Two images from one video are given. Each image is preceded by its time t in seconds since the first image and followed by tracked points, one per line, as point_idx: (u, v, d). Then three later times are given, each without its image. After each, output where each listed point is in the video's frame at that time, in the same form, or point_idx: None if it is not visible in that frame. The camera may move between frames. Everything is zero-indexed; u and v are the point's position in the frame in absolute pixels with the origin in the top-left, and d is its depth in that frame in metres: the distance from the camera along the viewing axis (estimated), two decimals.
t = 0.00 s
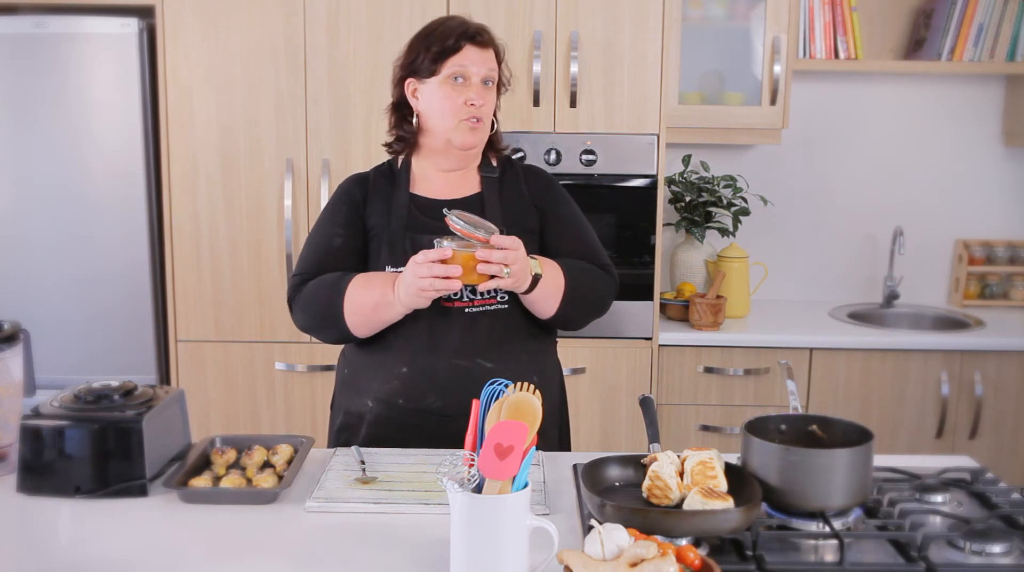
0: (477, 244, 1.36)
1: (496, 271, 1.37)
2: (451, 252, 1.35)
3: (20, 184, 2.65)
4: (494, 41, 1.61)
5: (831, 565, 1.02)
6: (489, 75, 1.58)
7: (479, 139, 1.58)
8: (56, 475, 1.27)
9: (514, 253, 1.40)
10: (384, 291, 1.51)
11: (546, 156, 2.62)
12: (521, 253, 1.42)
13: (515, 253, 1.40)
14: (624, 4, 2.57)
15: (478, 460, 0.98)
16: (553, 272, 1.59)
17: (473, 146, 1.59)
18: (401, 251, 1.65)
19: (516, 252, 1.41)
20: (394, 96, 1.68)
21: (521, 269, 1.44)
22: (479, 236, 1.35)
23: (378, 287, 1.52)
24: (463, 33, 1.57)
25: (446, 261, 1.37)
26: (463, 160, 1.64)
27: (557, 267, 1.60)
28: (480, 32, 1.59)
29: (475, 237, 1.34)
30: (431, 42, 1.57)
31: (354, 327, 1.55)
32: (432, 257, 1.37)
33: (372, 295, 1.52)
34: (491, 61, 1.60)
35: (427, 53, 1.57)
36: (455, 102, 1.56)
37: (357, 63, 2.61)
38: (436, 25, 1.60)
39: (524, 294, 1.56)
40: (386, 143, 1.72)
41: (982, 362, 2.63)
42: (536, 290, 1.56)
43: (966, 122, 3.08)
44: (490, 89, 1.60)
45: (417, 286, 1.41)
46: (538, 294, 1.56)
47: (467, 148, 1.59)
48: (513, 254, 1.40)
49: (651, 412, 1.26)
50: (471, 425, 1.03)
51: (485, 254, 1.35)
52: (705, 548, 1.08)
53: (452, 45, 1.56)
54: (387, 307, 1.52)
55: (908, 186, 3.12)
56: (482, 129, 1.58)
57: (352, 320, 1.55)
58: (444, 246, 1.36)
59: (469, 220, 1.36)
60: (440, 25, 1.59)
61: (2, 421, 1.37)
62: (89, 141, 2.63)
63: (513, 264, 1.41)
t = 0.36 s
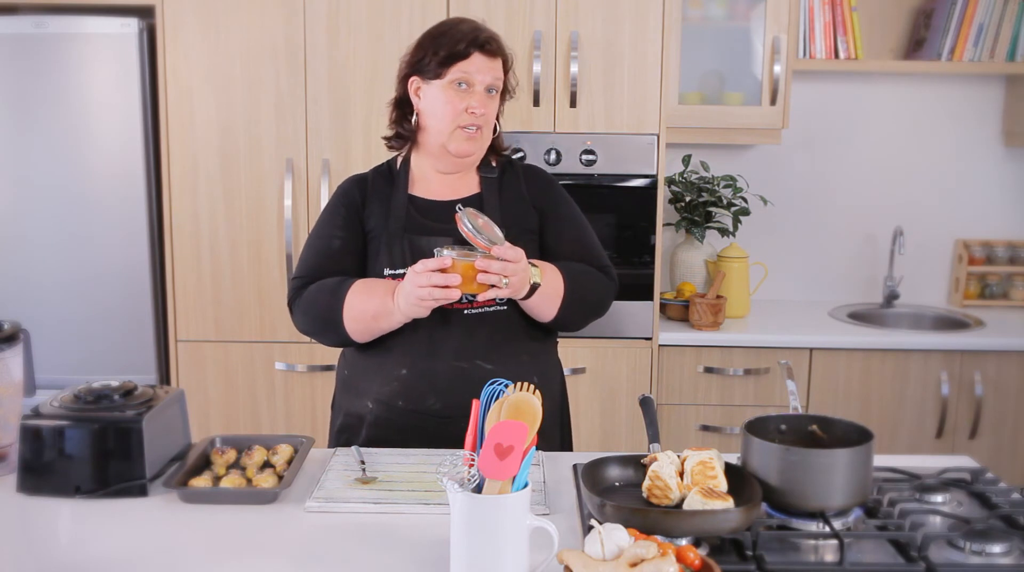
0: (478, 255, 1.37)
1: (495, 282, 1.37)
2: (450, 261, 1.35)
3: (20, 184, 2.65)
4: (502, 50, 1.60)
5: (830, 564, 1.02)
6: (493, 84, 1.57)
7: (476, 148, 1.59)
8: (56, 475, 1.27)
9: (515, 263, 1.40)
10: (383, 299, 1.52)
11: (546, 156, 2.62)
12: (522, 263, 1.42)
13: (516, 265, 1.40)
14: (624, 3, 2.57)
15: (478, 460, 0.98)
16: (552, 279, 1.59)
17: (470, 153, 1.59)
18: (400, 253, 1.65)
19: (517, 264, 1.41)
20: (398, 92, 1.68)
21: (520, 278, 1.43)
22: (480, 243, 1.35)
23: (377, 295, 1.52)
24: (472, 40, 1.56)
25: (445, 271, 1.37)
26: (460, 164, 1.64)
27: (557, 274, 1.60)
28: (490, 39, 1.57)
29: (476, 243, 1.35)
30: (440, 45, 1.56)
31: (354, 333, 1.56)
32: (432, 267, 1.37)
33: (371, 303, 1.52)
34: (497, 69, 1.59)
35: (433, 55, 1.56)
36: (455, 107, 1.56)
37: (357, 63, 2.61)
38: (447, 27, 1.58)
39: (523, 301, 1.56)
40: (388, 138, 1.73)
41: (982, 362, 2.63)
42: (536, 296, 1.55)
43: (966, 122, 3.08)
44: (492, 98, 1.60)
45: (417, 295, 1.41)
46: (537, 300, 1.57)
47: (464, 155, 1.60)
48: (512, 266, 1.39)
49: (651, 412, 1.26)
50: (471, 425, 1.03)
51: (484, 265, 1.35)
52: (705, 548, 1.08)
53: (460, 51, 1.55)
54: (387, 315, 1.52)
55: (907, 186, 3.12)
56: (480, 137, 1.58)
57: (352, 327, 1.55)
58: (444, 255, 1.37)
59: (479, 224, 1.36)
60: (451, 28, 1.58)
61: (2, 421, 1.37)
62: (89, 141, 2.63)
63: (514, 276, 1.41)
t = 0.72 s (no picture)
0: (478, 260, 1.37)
1: (496, 287, 1.37)
2: (450, 266, 1.35)
3: (20, 184, 2.65)
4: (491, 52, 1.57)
5: (830, 564, 1.02)
6: (480, 90, 1.55)
7: (465, 153, 1.59)
8: (56, 474, 1.27)
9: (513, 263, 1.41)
10: (382, 302, 1.52)
11: (546, 156, 2.62)
12: (521, 267, 1.43)
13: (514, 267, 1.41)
14: (624, 3, 2.57)
15: (478, 460, 0.98)
16: (555, 281, 1.59)
17: (460, 159, 1.60)
18: (401, 253, 1.65)
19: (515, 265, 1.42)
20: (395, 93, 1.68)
21: (521, 283, 1.44)
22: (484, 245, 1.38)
23: (377, 299, 1.52)
24: (457, 45, 1.54)
25: (446, 276, 1.37)
26: (453, 169, 1.64)
27: (559, 276, 1.60)
28: (475, 44, 1.54)
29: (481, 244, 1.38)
30: (427, 51, 1.55)
31: (354, 335, 1.56)
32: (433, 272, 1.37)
33: (371, 307, 1.52)
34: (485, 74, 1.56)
35: (421, 62, 1.55)
36: (443, 115, 1.56)
37: (357, 63, 2.61)
38: (435, 31, 1.56)
39: (524, 304, 1.56)
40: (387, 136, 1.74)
41: (982, 362, 2.63)
42: (536, 300, 1.55)
43: (966, 122, 3.08)
44: (481, 103, 1.58)
45: (417, 300, 1.41)
46: (538, 303, 1.56)
47: (453, 160, 1.60)
48: (511, 269, 1.40)
49: (651, 412, 1.26)
50: (472, 425, 1.03)
51: (484, 270, 1.35)
52: (705, 548, 1.08)
53: (445, 57, 1.53)
54: (387, 319, 1.52)
55: (907, 186, 3.12)
56: (469, 143, 1.58)
57: (352, 330, 1.55)
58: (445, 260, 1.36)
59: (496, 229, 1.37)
60: (439, 32, 1.56)
61: (2, 420, 1.37)
62: (89, 141, 2.63)
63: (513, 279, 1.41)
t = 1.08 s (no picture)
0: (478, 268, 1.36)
1: (497, 294, 1.36)
2: (451, 276, 1.35)
3: (20, 184, 2.65)
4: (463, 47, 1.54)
5: (830, 565, 1.02)
6: (460, 87, 1.53)
7: (462, 152, 1.57)
8: (56, 475, 1.27)
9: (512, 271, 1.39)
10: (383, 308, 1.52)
11: (546, 156, 2.62)
12: (521, 271, 1.42)
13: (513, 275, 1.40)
14: (624, 3, 2.57)
15: (478, 460, 0.98)
16: (557, 289, 1.59)
17: (459, 158, 1.58)
18: (402, 255, 1.65)
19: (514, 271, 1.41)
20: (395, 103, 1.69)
21: (521, 288, 1.43)
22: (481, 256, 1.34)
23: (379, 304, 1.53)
24: (427, 48, 1.52)
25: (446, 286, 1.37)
26: (456, 169, 1.63)
27: (561, 285, 1.60)
28: (444, 43, 1.52)
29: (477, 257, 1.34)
30: (403, 59, 1.54)
31: (353, 339, 1.56)
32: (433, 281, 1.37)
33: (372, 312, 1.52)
34: (462, 70, 1.53)
35: (400, 71, 1.55)
36: (429, 119, 1.54)
37: (358, 63, 2.61)
38: (409, 37, 1.56)
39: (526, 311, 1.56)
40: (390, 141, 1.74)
41: (982, 362, 2.63)
42: (538, 307, 1.56)
43: (965, 122, 3.08)
44: (467, 100, 1.55)
45: (417, 310, 1.41)
46: (541, 309, 1.57)
47: (453, 160, 1.59)
48: (512, 276, 1.39)
49: (651, 412, 1.26)
50: (471, 425, 1.03)
51: (485, 277, 1.34)
52: (705, 548, 1.08)
53: (417, 63, 1.52)
54: (387, 326, 1.52)
55: (907, 187, 3.12)
56: (462, 141, 1.56)
57: (352, 334, 1.55)
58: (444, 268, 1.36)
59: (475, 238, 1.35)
60: (412, 38, 1.55)
61: (2, 421, 1.38)
62: (89, 142, 2.63)
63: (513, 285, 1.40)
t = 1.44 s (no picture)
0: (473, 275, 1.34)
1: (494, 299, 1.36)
2: (445, 283, 1.33)
3: (20, 185, 2.65)
4: (468, 50, 1.53)
5: (830, 564, 1.02)
6: (464, 90, 1.52)
7: (464, 155, 1.57)
8: (56, 475, 1.27)
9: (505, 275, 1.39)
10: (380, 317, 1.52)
11: (546, 156, 2.62)
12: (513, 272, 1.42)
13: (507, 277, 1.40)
14: (624, 3, 2.57)
15: (478, 460, 0.98)
16: (559, 290, 1.59)
17: (461, 160, 1.58)
18: (400, 261, 1.64)
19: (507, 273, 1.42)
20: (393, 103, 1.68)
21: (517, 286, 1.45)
22: (474, 266, 1.33)
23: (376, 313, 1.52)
24: (431, 52, 1.51)
25: (441, 293, 1.35)
26: (456, 171, 1.63)
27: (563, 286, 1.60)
28: (449, 46, 1.51)
29: (469, 267, 1.33)
30: (406, 61, 1.53)
31: (349, 346, 1.56)
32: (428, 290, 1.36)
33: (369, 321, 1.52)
34: (466, 73, 1.52)
35: (402, 73, 1.54)
36: (431, 121, 1.54)
37: (358, 64, 2.61)
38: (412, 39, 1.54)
39: (528, 311, 1.56)
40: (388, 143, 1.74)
41: (982, 362, 2.63)
42: (541, 306, 1.55)
43: (965, 122, 3.08)
44: (470, 103, 1.54)
45: (414, 319, 1.40)
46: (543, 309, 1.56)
47: (454, 162, 1.59)
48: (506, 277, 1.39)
49: (651, 412, 1.26)
50: (472, 425, 1.03)
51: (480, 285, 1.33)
52: (705, 548, 1.08)
53: (421, 66, 1.51)
54: (382, 335, 1.52)
55: (907, 187, 3.12)
56: (465, 144, 1.56)
57: (347, 341, 1.55)
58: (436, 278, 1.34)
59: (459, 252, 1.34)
60: (415, 40, 1.53)
61: (2, 420, 1.38)
62: (89, 142, 2.63)
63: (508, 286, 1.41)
